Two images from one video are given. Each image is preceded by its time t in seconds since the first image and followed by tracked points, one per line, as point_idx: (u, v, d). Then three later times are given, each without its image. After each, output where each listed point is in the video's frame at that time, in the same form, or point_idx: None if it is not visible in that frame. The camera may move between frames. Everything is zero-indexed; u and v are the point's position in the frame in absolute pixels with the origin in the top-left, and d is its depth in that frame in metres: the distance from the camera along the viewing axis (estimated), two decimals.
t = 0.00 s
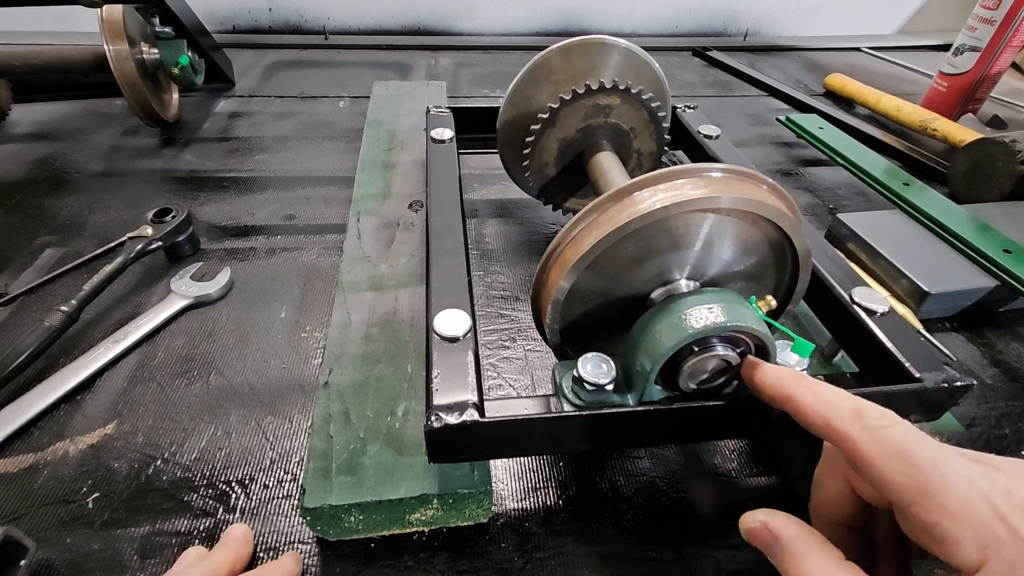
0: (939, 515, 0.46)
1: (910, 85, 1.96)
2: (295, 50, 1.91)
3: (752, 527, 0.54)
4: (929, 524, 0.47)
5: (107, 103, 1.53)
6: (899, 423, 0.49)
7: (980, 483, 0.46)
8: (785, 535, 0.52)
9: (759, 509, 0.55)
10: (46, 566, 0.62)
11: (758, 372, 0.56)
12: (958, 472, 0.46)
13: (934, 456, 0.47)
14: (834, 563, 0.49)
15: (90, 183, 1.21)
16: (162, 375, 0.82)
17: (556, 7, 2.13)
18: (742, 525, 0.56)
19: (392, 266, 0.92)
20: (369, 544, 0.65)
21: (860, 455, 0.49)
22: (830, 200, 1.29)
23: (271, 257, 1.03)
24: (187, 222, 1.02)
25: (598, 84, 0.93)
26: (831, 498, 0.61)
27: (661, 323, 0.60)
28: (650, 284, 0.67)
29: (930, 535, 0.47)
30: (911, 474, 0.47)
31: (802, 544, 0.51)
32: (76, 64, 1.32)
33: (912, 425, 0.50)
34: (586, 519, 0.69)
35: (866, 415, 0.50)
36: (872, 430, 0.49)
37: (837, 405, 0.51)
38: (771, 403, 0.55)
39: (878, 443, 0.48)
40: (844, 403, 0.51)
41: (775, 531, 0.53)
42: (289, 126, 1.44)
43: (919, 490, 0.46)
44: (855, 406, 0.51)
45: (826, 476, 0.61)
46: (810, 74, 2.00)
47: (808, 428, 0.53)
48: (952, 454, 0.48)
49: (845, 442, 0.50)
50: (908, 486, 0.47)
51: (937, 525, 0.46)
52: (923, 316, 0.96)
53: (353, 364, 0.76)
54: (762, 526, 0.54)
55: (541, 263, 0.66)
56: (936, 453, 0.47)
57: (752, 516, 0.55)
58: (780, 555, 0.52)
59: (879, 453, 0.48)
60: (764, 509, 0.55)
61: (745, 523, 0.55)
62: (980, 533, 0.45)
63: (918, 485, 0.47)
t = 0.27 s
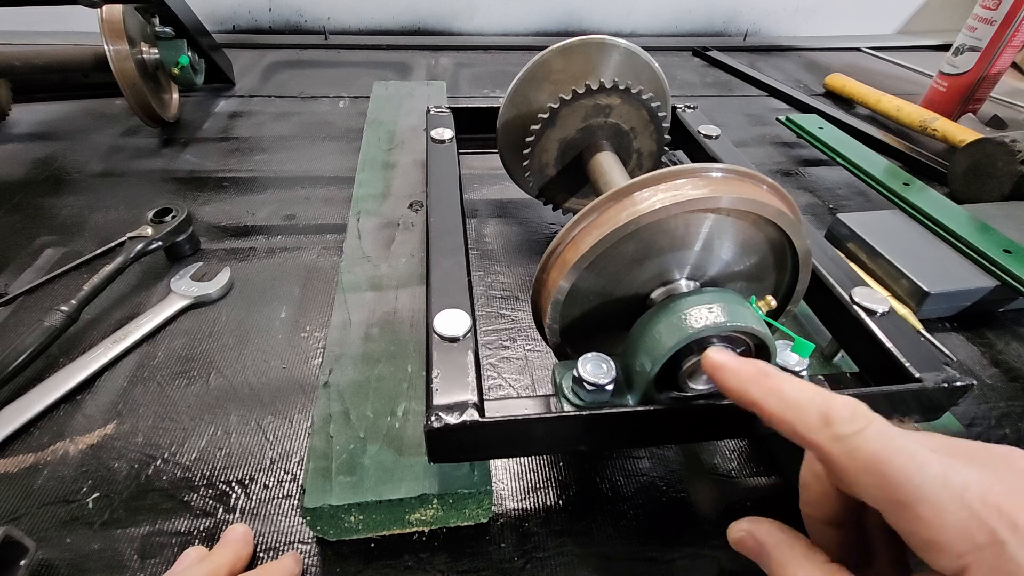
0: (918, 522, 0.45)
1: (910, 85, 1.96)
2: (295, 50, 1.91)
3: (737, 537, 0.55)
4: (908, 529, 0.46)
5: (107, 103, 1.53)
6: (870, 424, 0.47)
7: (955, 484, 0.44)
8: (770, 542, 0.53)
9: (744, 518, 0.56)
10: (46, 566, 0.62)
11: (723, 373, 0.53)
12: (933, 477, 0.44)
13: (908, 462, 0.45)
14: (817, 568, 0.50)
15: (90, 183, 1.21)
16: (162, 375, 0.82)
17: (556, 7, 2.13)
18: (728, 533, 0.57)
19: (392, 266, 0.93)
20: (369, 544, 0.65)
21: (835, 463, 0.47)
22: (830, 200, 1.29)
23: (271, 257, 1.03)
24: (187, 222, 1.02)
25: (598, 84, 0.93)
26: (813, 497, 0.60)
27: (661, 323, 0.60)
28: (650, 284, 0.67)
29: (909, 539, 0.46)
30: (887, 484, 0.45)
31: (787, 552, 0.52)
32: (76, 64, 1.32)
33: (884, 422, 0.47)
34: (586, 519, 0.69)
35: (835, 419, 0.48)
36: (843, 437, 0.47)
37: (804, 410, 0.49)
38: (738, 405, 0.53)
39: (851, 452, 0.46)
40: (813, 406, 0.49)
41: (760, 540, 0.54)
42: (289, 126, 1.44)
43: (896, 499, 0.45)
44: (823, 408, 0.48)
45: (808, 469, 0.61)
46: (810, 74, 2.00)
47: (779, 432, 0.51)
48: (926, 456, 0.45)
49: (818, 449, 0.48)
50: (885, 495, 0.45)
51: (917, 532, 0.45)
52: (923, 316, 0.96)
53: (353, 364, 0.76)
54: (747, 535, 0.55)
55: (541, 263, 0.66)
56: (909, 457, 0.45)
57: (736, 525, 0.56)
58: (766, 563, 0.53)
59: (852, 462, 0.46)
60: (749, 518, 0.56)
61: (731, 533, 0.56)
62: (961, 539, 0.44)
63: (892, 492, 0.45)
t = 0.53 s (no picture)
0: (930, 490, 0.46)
1: (910, 85, 1.96)
2: (295, 50, 1.91)
3: (749, 512, 0.56)
4: (920, 497, 0.47)
5: (107, 103, 1.53)
6: (880, 395, 0.47)
7: (966, 451, 0.45)
8: (782, 517, 0.54)
9: (757, 494, 0.57)
10: (46, 566, 0.62)
11: (729, 357, 0.54)
12: (944, 444, 0.45)
13: (918, 431, 0.46)
14: (831, 540, 0.51)
15: (90, 183, 1.21)
16: (162, 375, 0.82)
17: (556, 7, 2.13)
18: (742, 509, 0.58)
19: (392, 266, 0.92)
20: (369, 544, 0.65)
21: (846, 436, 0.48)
22: (830, 200, 1.29)
23: (271, 257, 1.03)
24: (187, 222, 1.02)
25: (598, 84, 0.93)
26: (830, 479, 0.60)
27: (661, 323, 0.60)
28: (650, 284, 0.67)
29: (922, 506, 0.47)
30: (897, 455, 0.46)
31: (800, 526, 0.52)
32: (76, 64, 1.32)
33: (892, 392, 0.48)
34: (586, 519, 0.69)
35: (844, 392, 0.48)
36: (853, 409, 0.48)
37: (813, 384, 0.49)
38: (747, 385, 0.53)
39: (862, 424, 0.47)
40: (822, 382, 0.49)
41: (773, 513, 0.54)
42: (289, 126, 1.44)
43: (910, 469, 0.46)
44: (831, 381, 0.49)
45: (822, 449, 0.61)
46: (810, 74, 2.00)
47: (788, 407, 0.52)
48: (935, 423, 0.46)
49: (828, 423, 0.49)
50: (896, 466, 0.46)
51: (929, 499, 0.46)
52: (923, 316, 0.96)
53: (353, 364, 0.76)
54: (761, 510, 0.56)
55: (541, 263, 0.66)
56: (920, 426, 0.46)
57: (750, 500, 0.57)
58: (780, 537, 0.54)
59: (863, 433, 0.47)
60: (762, 493, 0.57)
61: (744, 509, 0.57)
62: (975, 505, 0.45)
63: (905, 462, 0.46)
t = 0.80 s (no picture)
0: (962, 489, 0.46)
1: (910, 85, 1.96)
2: (295, 50, 1.91)
3: (777, 509, 0.55)
4: (954, 499, 0.47)
5: (107, 103, 1.53)
6: (902, 401, 0.49)
7: (993, 449, 0.46)
8: (813, 514, 0.53)
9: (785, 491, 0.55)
10: (46, 566, 0.62)
11: (755, 372, 0.56)
12: (969, 444, 0.46)
13: (943, 432, 0.47)
14: (864, 536, 0.50)
15: (90, 183, 1.21)
16: (162, 376, 0.82)
17: (556, 7, 2.13)
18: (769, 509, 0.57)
19: (392, 266, 0.93)
20: (369, 544, 0.65)
21: (873, 442, 0.49)
22: (830, 200, 1.29)
23: (271, 257, 1.03)
24: (187, 222, 1.02)
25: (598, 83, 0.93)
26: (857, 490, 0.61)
27: (661, 323, 0.60)
28: (650, 284, 0.67)
29: (955, 508, 0.48)
30: (926, 455, 0.47)
31: (831, 521, 0.51)
32: (76, 64, 1.32)
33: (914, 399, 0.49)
34: (586, 519, 0.69)
35: (869, 400, 0.50)
36: (879, 415, 0.49)
37: (839, 393, 0.51)
38: (775, 399, 0.55)
39: (888, 427, 0.48)
40: (846, 391, 0.51)
41: (803, 509, 0.53)
42: (289, 126, 1.44)
43: (938, 467, 0.47)
44: (856, 390, 0.51)
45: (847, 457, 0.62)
46: (810, 74, 2.00)
47: (815, 419, 0.53)
48: (958, 424, 0.47)
49: (856, 431, 0.50)
50: (926, 467, 0.47)
51: (963, 499, 0.47)
52: (923, 316, 0.96)
53: (353, 364, 0.76)
54: (789, 507, 0.54)
55: (541, 263, 0.66)
56: (943, 427, 0.47)
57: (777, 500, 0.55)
58: (809, 535, 0.53)
59: (890, 436, 0.48)
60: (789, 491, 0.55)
61: (772, 507, 0.55)
62: (1006, 500, 0.45)
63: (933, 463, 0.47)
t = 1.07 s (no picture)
0: (964, 484, 0.46)
1: (910, 85, 1.96)
2: (295, 50, 1.91)
3: (778, 514, 0.54)
4: (956, 494, 0.47)
5: (107, 103, 1.53)
6: (902, 399, 0.49)
7: (992, 444, 0.46)
8: (815, 516, 0.52)
9: (785, 496, 0.55)
10: (46, 566, 0.62)
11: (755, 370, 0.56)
12: (969, 440, 0.47)
13: (944, 429, 0.47)
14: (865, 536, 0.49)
15: (90, 183, 1.21)
16: (162, 375, 0.82)
17: (556, 7, 2.13)
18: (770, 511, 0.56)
19: (392, 266, 0.92)
20: (369, 544, 0.65)
21: (874, 439, 0.49)
22: (830, 200, 1.29)
23: (271, 257, 1.03)
24: (187, 222, 1.02)
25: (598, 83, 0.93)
26: (856, 492, 0.61)
27: (661, 323, 0.60)
28: (650, 284, 0.67)
29: (957, 503, 0.48)
30: (927, 452, 0.47)
31: (833, 522, 0.51)
32: (76, 64, 1.32)
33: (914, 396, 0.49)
34: (586, 519, 0.69)
35: (869, 397, 0.50)
36: (879, 412, 0.49)
37: (840, 391, 0.51)
38: (775, 398, 0.55)
39: (889, 424, 0.48)
40: (846, 389, 0.51)
41: (804, 512, 0.52)
42: (289, 126, 1.44)
43: (939, 463, 0.47)
44: (856, 388, 0.51)
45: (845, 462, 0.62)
46: (810, 74, 2.00)
47: (815, 418, 0.53)
48: (958, 421, 0.47)
49: (856, 429, 0.50)
50: (927, 464, 0.47)
51: (965, 495, 0.47)
52: (923, 316, 0.96)
53: (353, 364, 0.76)
54: (790, 511, 0.53)
55: (541, 263, 0.66)
56: (943, 423, 0.47)
57: (778, 505, 0.55)
58: (810, 538, 0.52)
59: (891, 433, 0.48)
60: (790, 495, 0.55)
61: (773, 510, 0.55)
62: (1006, 495, 0.45)
63: (934, 459, 0.47)
